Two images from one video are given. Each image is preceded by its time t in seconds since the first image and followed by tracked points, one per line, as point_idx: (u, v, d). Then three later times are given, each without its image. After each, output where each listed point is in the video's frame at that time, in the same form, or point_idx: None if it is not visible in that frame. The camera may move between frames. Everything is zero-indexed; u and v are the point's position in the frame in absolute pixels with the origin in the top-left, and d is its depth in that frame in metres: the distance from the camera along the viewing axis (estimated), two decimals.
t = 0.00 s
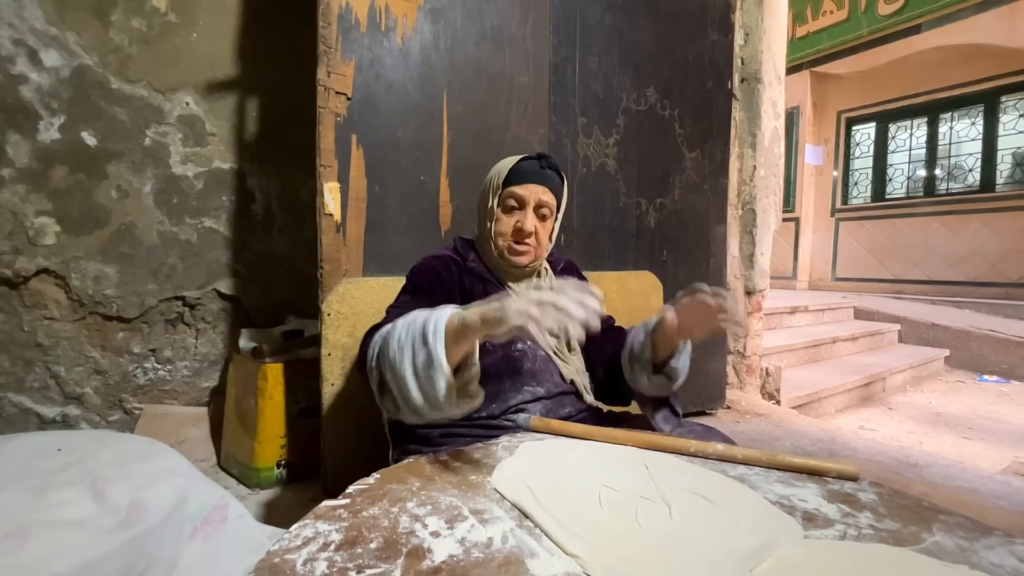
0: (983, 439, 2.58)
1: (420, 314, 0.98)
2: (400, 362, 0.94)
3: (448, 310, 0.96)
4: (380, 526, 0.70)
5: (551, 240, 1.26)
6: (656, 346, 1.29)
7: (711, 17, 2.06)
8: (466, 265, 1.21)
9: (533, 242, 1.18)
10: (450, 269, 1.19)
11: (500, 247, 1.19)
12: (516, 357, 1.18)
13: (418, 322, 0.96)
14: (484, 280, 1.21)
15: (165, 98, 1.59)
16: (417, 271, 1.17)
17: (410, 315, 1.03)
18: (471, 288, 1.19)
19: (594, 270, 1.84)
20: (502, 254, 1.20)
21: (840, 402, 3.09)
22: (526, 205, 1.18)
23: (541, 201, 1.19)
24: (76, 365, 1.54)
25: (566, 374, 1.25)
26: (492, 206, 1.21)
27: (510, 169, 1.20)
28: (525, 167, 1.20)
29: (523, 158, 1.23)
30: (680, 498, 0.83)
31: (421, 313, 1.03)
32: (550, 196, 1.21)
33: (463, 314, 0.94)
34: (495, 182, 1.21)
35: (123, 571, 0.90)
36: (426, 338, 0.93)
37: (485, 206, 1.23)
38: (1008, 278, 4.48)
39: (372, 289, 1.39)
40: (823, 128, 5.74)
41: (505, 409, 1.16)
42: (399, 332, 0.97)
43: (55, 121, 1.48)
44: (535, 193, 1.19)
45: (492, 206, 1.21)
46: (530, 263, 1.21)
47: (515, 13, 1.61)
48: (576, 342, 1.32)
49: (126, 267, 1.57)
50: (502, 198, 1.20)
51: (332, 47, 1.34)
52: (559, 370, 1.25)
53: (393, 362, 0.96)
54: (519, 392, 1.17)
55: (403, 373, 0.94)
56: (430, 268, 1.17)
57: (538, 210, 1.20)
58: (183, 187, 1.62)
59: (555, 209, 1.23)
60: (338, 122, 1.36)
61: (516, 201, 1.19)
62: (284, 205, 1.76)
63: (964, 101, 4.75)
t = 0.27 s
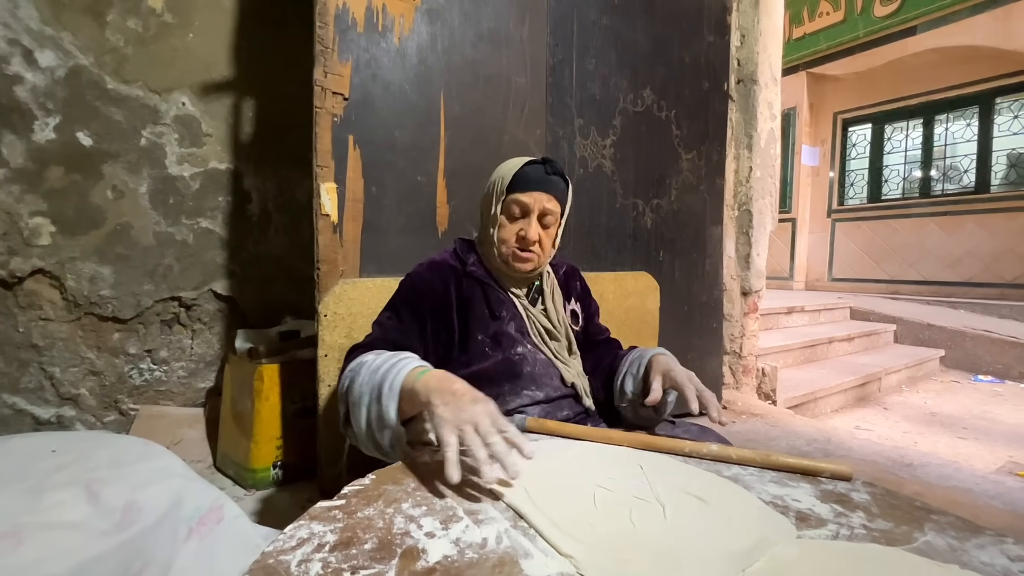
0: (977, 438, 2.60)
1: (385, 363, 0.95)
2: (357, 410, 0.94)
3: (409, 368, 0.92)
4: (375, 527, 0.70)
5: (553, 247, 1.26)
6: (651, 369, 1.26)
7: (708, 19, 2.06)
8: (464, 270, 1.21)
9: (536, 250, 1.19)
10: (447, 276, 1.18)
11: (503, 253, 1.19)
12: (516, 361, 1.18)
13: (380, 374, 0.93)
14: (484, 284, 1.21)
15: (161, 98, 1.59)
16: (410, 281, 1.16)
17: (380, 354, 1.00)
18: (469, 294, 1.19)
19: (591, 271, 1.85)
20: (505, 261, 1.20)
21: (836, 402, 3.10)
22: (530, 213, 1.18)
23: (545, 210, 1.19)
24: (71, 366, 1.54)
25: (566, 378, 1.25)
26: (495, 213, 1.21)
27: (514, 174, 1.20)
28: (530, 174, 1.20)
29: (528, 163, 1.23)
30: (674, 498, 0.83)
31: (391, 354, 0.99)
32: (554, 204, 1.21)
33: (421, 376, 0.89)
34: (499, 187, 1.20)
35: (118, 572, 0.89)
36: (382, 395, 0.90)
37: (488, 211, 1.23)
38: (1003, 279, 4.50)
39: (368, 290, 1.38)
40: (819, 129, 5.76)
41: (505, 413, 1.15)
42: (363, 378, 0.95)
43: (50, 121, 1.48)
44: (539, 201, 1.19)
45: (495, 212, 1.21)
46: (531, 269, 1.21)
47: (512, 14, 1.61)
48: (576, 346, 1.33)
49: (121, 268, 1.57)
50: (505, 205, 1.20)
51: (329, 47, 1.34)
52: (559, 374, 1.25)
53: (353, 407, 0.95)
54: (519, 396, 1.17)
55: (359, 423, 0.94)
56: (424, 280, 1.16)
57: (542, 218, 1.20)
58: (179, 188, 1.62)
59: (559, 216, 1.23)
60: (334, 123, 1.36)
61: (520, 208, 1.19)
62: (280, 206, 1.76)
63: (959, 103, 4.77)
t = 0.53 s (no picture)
0: (973, 437, 2.61)
1: (356, 374, 1.00)
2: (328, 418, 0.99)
3: (376, 382, 0.96)
4: (373, 526, 0.70)
5: (550, 248, 1.26)
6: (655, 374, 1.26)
7: (706, 18, 2.06)
8: (459, 271, 1.20)
9: (531, 251, 1.18)
10: (441, 279, 1.18)
11: (498, 255, 1.19)
12: (512, 361, 1.18)
13: (350, 386, 0.97)
14: (479, 285, 1.20)
15: (158, 96, 1.58)
16: (402, 285, 1.17)
17: (355, 363, 1.04)
18: (464, 296, 1.18)
19: (589, 270, 1.84)
20: (500, 262, 1.20)
21: (833, 401, 3.11)
22: (524, 214, 1.18)
23: (539, 211, 1.18)
24: (66, 365, 1.53)
25: (563, 377, 1.25)
26: (489, 214, 1.21)
27: (508, 175, 1.19)
28: (524, 174, 1.18)
29: (523, 162, 1.22)
30: (673, 496, 0.83)
31: (366, 364, 1.03)
32: (548, 205, 1.20)
33: (383, 392, 0.93)
34: (494, 186, 1.20)
35: (114, 572, 0.89)
36: (350, 408, 0.95)
37: (483, 211, 1.22)
38: (999, 278, 4.52)
39: (366, 290, 1.39)
40: (817, 129, 5.77)
41: (500, 412, 1.16)
42: (335, 387, 1.00)
43: (46, 119, 1.47)
44: (533, 202, 1.18)
45: (489, 213, 1.21)
46: (527, 271, 1.21)
47: (510, 12, 1.61)
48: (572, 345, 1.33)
49: (118, 267, 1.56)
50: (499, 206, 1.20)
51: (326, 45, 1.33)
52: (556, 373, 1.25)
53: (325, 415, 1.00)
54: (514, 395, 1.17)
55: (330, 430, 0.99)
56: (415, 283, 1.16)
57: (536, 219, 1.19)
58: (175, 186, 1.61)
59: (555, 216, 1.22)
60: (332, 121, 1.36)
61: (513, 209, 1.19)
62: (278, 204, 1.75)
63: (956, 103, 4.78)
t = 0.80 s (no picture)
0: (971, 436, 2.61)
1: (346, 360, 0.97)
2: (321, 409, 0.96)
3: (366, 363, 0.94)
4: (371, 525, 0.70)
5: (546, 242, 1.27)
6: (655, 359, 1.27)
7: (705, 17, 2.06)
8: (455, 269, 1.20)
9: (531, 246, 1.19)
10: (436, 277, 1.18)
11: (498, 253, 1.19)
12: (508, 360, 1.18)
13: (340, 371, 0.95)
14: (475, 284, 1.20)
15: (156, 94, 1.58)
16: (398, 283, 1.16)
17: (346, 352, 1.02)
18: (460, 294, 1.18)
19: (588, 269, 1.84)
20: (500, 258, 1.20)
21: (832, 400, 3.11)
22: (523, 208, 1.19)
23: (538, 204, 1.20)
24: (64, 364, 1.53)
25: (560, 375, 1.25)
26: (487, 210, 1.21)
27: (505, 170, 1.20)
28: (521, 169, 1.20)
29: (518, 157, 1.22)
30: (671, 495, 0.83)
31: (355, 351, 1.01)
32: (545, 198, 1.21)
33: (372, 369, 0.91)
34: (491, 182, 1.20)
35: (111, 571, 0.89)
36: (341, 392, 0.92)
37: (478, 209, 1.22)
38: (997, 277, 4.52)
39: (364, 289, 1.39)
40: (816, 128, 5.78)
41: (498, 411, 1.16)
42: (326, 377, 0.98)
43: (43, 117, 1.47)
44: (531, 196, 1.19)
45: (486, 209, 1.21)
46: (527, 267, 1.22)
47: (509, 11, 1.61)
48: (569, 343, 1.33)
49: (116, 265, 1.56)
50: (496, 202, 1.20)
51: (325, 44, 1.33)
52: (552, 371, 1.25)
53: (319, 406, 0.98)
54: (511, 394, 1.18)
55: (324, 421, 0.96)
56: (411, 281, 1.16)
57: (534, 213, 1.21)
58: (174, 185, 1.61)
59: (551, 211, 1.24)
60: (330, 120, 1.36)
61: (512, 204, 1.19)
62: (276, 203, 1.75)
63: (954, 102, 4.79)
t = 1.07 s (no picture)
0: (969, 435, 2.62)
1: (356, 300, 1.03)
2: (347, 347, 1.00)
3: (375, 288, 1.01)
4: (370, 524, 0.69)
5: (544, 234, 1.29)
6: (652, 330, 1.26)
7: (705, 15, 2.06)
8: (456, 261, 1.22)
9: (535, 234, 1.20)
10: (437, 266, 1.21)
11: (503, 244, 1.19)
12: (508, 355, 1.18)
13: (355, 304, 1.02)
14: (475, 276, 1.21)
15: (154, 92, 1.57)
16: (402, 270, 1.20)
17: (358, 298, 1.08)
18: (460, 285, 1.20)
19: (587, 268, 1.84)
20: (503, 248, 1.20)
21: (831, 399, 3.11)
22: (526, 197, 1.20)
23: (540, 193, 1.21)
24: (62, 362, 1.52)
25: (558, 370, 1.25)
26: (490, 200, 1.21)
27: (505, 163, 1.22)
28: (522, 160, 1.22)
29: (516, 152, 1.24)
30: (671, 494, 0.83)
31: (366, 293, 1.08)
32: (546, 188, 1.24)
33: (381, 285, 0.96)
34: (494, 174, 1.22)
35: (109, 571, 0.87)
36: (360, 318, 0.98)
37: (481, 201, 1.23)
38: (996, 277, 4.53)
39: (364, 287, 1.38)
40: (815, 127, 5.78)
41: (498, 407, 1.16)
42: (343, 321, 1.02)
43: (41, 115, 1.46)
44: (534, 185, 1.21)
45: (489, 200, 1.22)
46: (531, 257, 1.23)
47: (509, 9, 1.60)
48: (569, 338, 1.32)
49: (114, 264, 1.55)
50: (499, 192, 1.21)
51: (324, 41, 1.33)
52: (551, 367, 1.25)
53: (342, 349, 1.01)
54: (511, 389, 1.17)
55: (352, 356, 0.99)
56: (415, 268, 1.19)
57: (536, 203, 1.22)
58: (172, 183, 1.60)
59: (551, 203, 1.26)
60: (329, 118, 1.35)
61: (515, 194, 1.20)
62: (275, 202, 1.74)
63: (953, 102, 4.79)
